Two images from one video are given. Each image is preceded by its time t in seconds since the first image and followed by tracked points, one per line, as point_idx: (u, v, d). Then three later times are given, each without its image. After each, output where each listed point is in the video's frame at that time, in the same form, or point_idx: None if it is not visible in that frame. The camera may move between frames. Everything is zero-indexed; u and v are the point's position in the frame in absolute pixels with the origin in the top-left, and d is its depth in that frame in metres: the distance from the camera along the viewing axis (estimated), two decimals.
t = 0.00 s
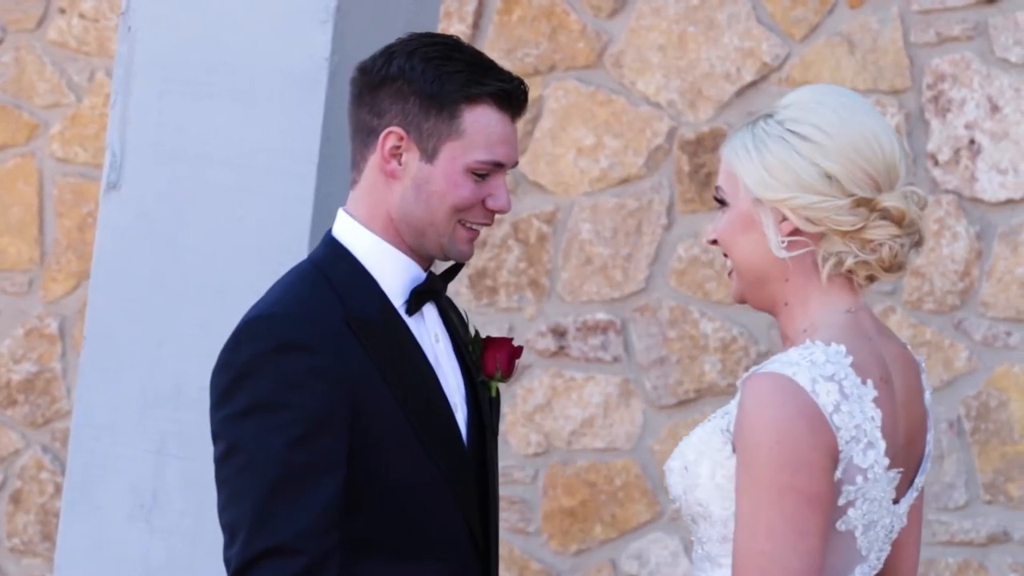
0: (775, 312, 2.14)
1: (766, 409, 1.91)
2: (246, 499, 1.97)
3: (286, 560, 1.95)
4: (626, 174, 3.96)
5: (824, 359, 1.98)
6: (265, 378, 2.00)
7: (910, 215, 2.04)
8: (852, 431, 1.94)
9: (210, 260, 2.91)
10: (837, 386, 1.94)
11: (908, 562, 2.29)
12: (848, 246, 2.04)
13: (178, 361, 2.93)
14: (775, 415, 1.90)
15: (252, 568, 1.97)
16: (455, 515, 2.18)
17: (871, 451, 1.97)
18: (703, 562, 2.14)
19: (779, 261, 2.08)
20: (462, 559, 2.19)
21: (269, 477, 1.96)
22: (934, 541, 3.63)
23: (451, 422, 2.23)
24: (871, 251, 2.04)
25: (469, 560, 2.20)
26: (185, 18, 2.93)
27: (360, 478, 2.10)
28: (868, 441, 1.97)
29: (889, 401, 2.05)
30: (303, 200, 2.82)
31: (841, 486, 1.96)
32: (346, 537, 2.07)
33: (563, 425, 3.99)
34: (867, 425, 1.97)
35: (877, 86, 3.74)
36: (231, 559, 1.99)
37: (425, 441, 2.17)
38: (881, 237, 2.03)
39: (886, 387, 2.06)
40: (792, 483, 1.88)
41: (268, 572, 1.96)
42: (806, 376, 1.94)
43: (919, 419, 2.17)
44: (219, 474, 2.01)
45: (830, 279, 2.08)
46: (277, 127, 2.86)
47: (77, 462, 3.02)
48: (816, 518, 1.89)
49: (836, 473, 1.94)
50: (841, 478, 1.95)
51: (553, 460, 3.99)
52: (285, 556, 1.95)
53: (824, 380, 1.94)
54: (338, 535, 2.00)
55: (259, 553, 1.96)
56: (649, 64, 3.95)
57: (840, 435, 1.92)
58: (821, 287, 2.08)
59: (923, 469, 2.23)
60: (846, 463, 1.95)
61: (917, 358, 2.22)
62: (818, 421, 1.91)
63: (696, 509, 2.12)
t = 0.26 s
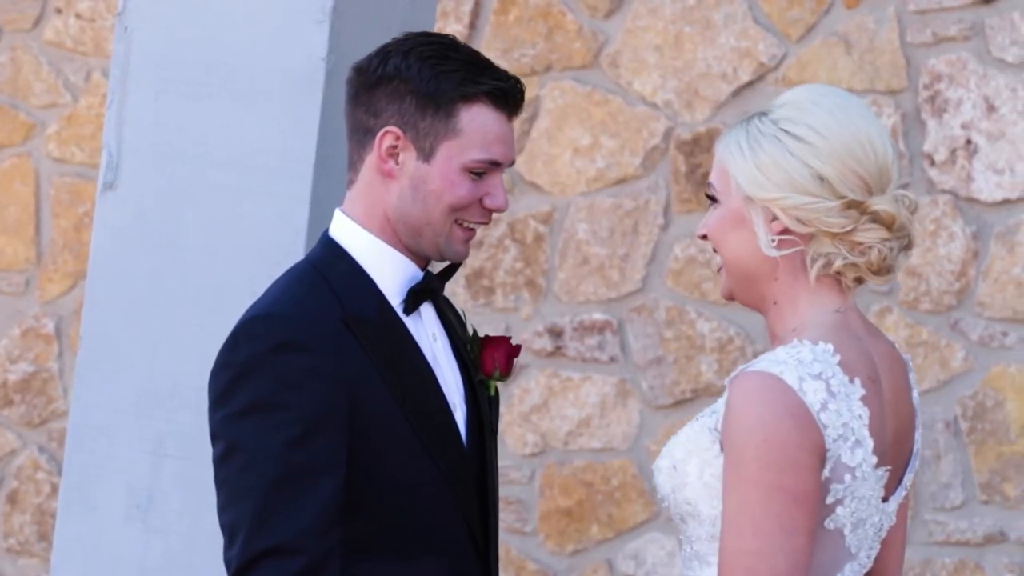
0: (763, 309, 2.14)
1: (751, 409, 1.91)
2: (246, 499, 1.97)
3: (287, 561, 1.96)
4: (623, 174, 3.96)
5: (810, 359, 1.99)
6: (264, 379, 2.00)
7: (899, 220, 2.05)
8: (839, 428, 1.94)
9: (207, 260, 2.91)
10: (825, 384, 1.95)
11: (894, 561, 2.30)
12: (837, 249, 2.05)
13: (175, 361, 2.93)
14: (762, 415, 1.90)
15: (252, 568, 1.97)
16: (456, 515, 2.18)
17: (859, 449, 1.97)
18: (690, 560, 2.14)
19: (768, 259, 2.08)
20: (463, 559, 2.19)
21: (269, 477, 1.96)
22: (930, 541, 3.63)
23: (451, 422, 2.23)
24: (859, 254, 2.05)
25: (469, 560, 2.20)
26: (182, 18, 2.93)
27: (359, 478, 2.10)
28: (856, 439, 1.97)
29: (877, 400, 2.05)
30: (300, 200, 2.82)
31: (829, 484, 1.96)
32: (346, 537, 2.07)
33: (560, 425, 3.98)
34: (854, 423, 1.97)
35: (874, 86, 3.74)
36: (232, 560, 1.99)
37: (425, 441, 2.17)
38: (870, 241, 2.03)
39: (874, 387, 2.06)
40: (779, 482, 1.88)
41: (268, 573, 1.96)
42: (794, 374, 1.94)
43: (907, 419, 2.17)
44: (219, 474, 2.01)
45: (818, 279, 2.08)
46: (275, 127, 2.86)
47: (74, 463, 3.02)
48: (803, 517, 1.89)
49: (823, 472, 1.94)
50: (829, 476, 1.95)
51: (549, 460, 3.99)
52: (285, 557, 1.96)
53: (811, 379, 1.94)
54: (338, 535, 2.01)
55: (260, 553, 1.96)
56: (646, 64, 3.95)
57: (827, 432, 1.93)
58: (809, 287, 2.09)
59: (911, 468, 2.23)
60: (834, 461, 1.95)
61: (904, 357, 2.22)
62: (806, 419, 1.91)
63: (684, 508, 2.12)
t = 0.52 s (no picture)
0: (759, 307, 2.14)
1: (746, 408, 1.91)
2: (244, 498, 1.97)
3: (285, 561, 1.95)
4: (620, 174, 3.96)
5: (805, 358, 1.99)
6: (262, 379, 2.00)
7: (896, 220, 2.04)
8: (834, 427, 1.94)
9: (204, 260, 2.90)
10: (820, 384, 1.95)
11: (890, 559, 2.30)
12: (834, 249, 2.05)
13: (172, 361, 2.93)
14: (757, 414, 1.90)
15: (249, 568, 1.97)
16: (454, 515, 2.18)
17: (855, 448, 1.97)
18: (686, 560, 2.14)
19: (763, 258, 2.08)
20: (461, 558, 2.19)
21: (267, 477, 1.96)
22: (927, 541, 3.63)
23: (449, 421, 2.23)
24: (855, 255, 2.05)
25: (468, 560, 2.20)
26: (179, 18, 2.93)
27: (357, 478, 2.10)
28: (852, 438, 1.97)
29: (873, 399, 2.05)
30: (296, 199, 2.82)
31: (825, 483, 1.96)
32: (343, 537, 2.07)
33: (557, 425, 3.98)
34: (850, 422, 1.97)
35: (871, 86, 3.74)
36: (230, 560, 1.99)
37: (423, 441, 2.17)
38: (867, 242, 2.03)
39: (870, 386, 2.06)
40: (773, 481, 1.88)
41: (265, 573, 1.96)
42: (788, 373, 1.94)
43: (904, 419, 2.17)
44: (217, 474, 2.01)
45: (814, 278, 2.09)
46: (272, 127, 2.86)
47: (71, 463, 3.02)
48: (798, 517, 1.89)
49: (818, 471, 1.94)
50: (824, 475, 1.95)
51: (546, 460, 3.99)
52: (283, 557, 1.95)
53: (806, 378, 1.95)
54: (336, 535, 2.00)
55: (257, 553, 1.96)
56: (643, 64, 3.95)
57: (822, 431, 1.93)
58: (806, 287, 2.09)
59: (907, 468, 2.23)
60: (829, 460, 1.95)
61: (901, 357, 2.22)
62: (801, 418, 1.92)
63: (680, 507, 2.11)
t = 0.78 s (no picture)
0: (756, 306, 2.15)
1: (742, 408, 1.91)
2: (244, 497, 1.97)
3: (284, 560, 1.95)
4: (616, 174, 3.96)
5: (801, 357, 1.99)
6: (261, 379, 2.00)
7: (893, 218, 2.04)
8: (829, 427, 1.94)
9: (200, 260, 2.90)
10: (815, 382, 1.95)
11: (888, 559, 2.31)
12: (830, 248, 2.05)
13: (168, 361, 2.93)
14: (753, 414, 1.90)
15: (248, 567, 1.97)
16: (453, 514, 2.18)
17: (851, 447, 1.97)
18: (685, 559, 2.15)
19: (759, 257, 2.09)
20: (460, 558, 2.19)
21: (266, 476, 1.96)
22: (924, 541, 3.63)
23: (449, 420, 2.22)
24: (852, 254, 2.05)
25: (468, 560, 2.20)
26: (175, 18, 2.92)
27: (357, 477, 2.10)
28: (848, 437, 1.97)
29: (870, 399, 2.05)
30: (293, 199, 2.82)
31: (821, 483, 1.96)
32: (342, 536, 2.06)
33: (554, 425, 3.99)
34: (846, 422, 1.97)
35: (868, 86, 3.74)
36: (230, 560, 1.99)
37: (422, 440, 2.17)
38: (864, 241, 2.03)
39: (866, 385, 2.05)
40: (769, 481, 1.88)
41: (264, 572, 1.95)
42: (784, 373, 1.94)
43: (901, 418, 2.17)
44: (217, 474, 2.01)
45: (810, 278, 2.09)
46: (268, 127, 2.86)
47: (68, 463, 3.01)
48: (794, 517, 1.88)
49: (815, 470, 1.94)
50: (821, 475, 1.95)
51: (543, 460, 3.99)
52: (282, 556, 1.95)
53: (802, 377, 1.95)
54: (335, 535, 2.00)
55: (256, 552, 1.96)
56: (639, 64, 3.95)
57: (818, 431, 1.93)
58: (803, 286, 2.09)
59: (906, 467, 2.23)
60: (825, 459, 1.95)
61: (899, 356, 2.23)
62: (796, 418, 1.91)
63: (677, 507, 2.12)
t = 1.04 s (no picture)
0: (754, 304, 2.15)
1: (738, 408, 1.91)
2: (244, 497, 1.97)
3: (283, 561, 1.95)
4: (612, 173, 3.96)
5: (797, 356, 1.99)
6: (261, 379, 2.00)
7: (891, 218, 2.04)
8: (827, 427, 1.94)
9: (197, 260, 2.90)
10: (812, 383, 1.95)
11: (886, 561, 2.31)
12: (829, 249, 2.05)
13: (164, 360, 2.93)
14: (749, 414, 1.90)
15: (247, 567, 1.97)
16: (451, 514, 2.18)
17: (848, 447, 1.97)
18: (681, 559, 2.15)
19: (758, 256, 2.09)
20: (460, 558, 2.19)
21: (266, 476, 1.95)
22: (920, 541, 3.63)
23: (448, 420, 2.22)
24: (850, 255, 2.05)
25: (467, 560, 2.20)
26: (171, 18, 2.92)
27: (356, 478, 2.10)
28: (846, 438, 1.97)
29: (866, 399, 2.05)
30: (289, 198, 2.83)
31: (818, 483, 1.96)
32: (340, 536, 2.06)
33: (550, 425, 3.99)
34: (843, 422, 1.97)
35: (864, 86, 3.74)
36: (228, 560, 1.99)
37: (422, 440, 2.17)
38: (861, 242, 2.03)
39: (863, 385, 2.05)
40: (765, 481, 1.88)
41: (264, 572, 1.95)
42: (781, 373, 1.94)
43: (898, 417, 2.17)
44: (217, 475, 2.01)
45: (808, 278, 2.09)
46: (264, 126, 2.86)
47: (64, 463, 3.01)
48: (790, 518, 1.89)
49: (812, 471, 1.94)
50: (818, 475, 1.95)
51: (539, 460, 3.99)
52: (282, 556, 1.95)
53: (798, 377, 1.95)
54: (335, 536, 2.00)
55: (255, 553, 1.95)
56: (635, 64, 3.95)
57: (814, 431, 1.93)
58: (799, 287, 2.09)
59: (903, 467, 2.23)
60: (822, 459, 1.95)
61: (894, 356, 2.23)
62: (793, 418, 1.92)
63: (675, 507, 2.12)
